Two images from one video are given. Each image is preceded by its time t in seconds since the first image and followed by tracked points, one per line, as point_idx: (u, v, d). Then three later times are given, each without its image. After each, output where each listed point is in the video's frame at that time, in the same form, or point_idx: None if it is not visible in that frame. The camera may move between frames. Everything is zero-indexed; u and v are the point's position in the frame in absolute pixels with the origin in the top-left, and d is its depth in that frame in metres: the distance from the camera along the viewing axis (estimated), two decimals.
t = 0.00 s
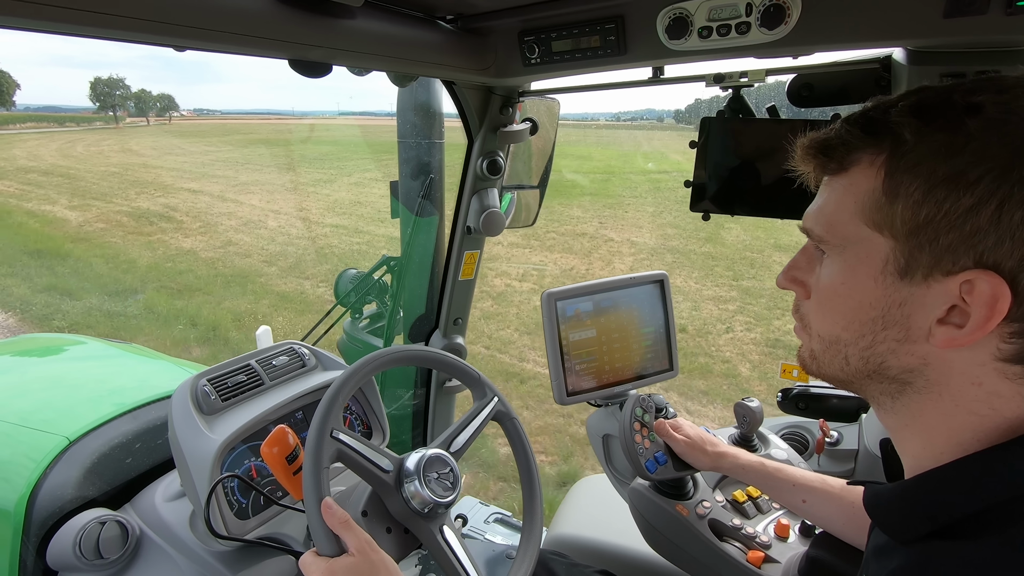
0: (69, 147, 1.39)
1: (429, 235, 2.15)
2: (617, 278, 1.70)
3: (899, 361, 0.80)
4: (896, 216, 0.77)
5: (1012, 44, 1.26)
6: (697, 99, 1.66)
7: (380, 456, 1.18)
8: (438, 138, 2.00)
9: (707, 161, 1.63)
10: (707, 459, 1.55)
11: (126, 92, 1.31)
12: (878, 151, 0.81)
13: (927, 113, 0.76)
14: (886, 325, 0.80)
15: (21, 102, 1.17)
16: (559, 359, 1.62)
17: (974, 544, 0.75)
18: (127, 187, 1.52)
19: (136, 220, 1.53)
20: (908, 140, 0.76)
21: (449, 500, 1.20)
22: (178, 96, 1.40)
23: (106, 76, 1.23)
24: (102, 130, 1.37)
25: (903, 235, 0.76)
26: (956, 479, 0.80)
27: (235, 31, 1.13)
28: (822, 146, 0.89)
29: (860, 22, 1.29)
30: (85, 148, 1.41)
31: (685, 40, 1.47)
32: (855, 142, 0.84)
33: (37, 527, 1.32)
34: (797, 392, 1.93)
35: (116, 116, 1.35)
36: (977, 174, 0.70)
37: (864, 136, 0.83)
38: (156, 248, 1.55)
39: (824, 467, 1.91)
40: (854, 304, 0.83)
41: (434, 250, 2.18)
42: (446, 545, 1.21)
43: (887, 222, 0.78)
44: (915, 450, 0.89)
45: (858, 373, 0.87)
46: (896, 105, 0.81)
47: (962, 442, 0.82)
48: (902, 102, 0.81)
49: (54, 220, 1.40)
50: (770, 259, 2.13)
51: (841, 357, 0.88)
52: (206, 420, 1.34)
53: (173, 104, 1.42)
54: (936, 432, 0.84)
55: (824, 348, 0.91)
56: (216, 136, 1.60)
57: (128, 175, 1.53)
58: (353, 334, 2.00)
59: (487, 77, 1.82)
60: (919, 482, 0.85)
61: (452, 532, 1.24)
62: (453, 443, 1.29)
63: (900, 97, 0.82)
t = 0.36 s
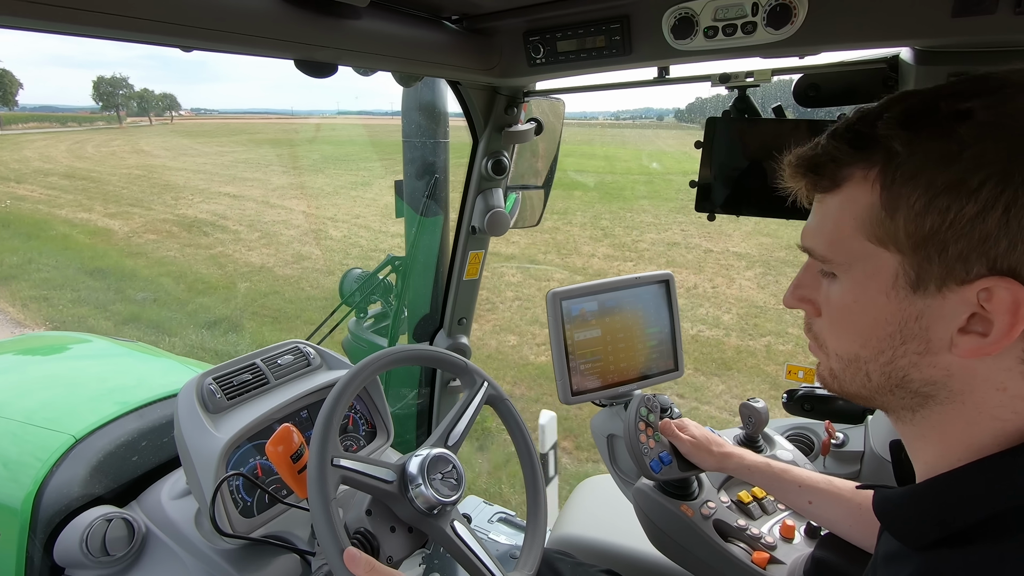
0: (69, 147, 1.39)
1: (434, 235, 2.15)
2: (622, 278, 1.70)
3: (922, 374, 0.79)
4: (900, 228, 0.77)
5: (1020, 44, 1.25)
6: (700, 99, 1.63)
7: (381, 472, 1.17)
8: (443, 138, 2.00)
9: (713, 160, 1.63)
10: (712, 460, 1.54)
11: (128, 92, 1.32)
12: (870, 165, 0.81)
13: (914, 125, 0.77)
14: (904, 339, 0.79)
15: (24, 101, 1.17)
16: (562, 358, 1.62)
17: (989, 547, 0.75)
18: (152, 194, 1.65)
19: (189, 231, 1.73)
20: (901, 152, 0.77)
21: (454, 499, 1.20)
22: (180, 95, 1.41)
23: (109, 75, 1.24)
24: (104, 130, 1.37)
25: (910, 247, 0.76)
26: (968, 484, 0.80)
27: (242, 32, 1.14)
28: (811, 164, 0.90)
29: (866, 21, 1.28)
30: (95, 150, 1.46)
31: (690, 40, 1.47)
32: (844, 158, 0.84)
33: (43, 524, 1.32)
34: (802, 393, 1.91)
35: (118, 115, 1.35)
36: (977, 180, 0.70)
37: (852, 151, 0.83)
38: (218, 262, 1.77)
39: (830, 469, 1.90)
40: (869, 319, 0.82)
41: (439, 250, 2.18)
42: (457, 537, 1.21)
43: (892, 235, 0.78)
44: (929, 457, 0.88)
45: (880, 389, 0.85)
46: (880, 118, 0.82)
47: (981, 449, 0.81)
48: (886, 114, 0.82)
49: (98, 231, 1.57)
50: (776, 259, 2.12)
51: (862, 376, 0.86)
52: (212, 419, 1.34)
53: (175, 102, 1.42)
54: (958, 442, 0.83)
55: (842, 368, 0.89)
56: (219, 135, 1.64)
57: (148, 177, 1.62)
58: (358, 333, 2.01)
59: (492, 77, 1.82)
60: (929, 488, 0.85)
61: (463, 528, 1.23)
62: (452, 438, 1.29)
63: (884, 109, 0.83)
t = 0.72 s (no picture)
0: (64, 146, 1.41)
1: (436, 234, 2.15)
2: (623, 278, 1.70)
3: (910, 390, 0.78)
4: (857, 249, 0.78)
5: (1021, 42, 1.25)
6: (698, 99, 1.66)
7: (381, 470, 1.18)
8: (445, 137, 2.00)
9: (714, 158, 1.62)
10: (712, 461, 1.54)
11: (126, 92, 1.32)
12: (816, 191, 0.83)
13: (847, 150, 0.79)
14: (885, 356, 0.79)
15: (20, 103, 1.17)
16: (563, 359, 1.62)
17: (990, 561, 0.75)
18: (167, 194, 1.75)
19: (230, 237, 1.86)
20: (841, 177, 0.79)
21: (456, 499, 1.20)
22: (177, 97, 1.41)
23: (107, 75, 1.24)
24: (101, 130, 1.37)
25: (871, 266, 0.77)
26: (970, 495, 0.79)
27: (243, 31, 1.14)
28: (762, 199, 0.92)
29: (868, 20, 1.28)
30: (98, 151, 1.49)
31: (692, 39, 1.47)
32: (791, 190, 0.86)
33: (47, 522, 1.33)
34: (804, 393, 1.91)
35: (114, 115, 1.35)
36: (916, 195, 0.71)
37: (795, 181, 0.86)
38: (259, 266, 1.90)
39: (832, 469, 1.90)
40: (848, 341, 0.83)
41: (440, 250, 2.18)
42: (458, 540, 1.21)
43: (851, 256, 0.79)
44: (930, 469, 0.87)
45: (874, 410, 0.84)
46: (817, 145, 0.84)
47: (980, 456, 0.80)
48: (822, 141, 0.84)
49: (145, 243, 1.72)
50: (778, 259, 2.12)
51: (854, 398, 0.86)
52: (214, 418, 1.35)
53: (173, 104, 1.43)
54: (956, 450, 0.82)
55: (834, 392, 0.89)
56: (218, 133, 1.65)
57: (170, 182, 1.74)
58: (360, 333, 2.02)
59: (493, 77, 1.81)
60: (934, 501, 0.84)
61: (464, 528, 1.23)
62: (454, 437, 1.29)
63: (818, 138, 0.85)
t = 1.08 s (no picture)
0: (65, 147, 1.40)
1: (434, 234, 2.15)
2: (622, 279, 1.70)
3: (880, 387, 0.79)
4: (833, 250, 0.80)
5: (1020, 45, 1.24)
6: (692, 97, 1.69)
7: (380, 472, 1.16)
8: (444, 137, 2.00)
9: (712, 160, 1.61)
10: (711, 462, 1.54)
11: (121, 90, 1.32)
12: (801, 192, 0.84)
13: (832, 152, 0.80)
14: (857, 354, 0.81)
15: (11, 101, 1.16)
16: (562, 360, 1.62)
17: (981, 561, 0.75)
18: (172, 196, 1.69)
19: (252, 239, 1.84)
20: (824, 179, 0.80)
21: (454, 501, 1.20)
22: (172, 96, 1.41)
23: (101, 74, 1.23)
24: (95, 129, 1.37)
25: (846, 267, 0.78)
26: (958, 493, 0.79)
27: (243, 32, 1.14)
28: (753, 195, 0.93)
29: (867, 23, 1.28)
30: (101, 150, 1.48)
31: (691, 41, 1.47)
32: (780, 188, 0.87)
33: (42, 524, 1.32)
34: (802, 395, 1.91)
35: (108, 115, 1.36)
36: (890, 201, 0.72)
37: (784, 180, 0.87)
38: (271, 265, 1.88)
39: (830, 471, 1.90)
40: (823, 337, 0.84)
41: (439, 251, 2.18)
42: (460, 535, 1.22)
43: (829, 256, 0.81)
44: (913, 469, 0.88)
45: (847, 404, 0.85)
46: (806, 146, 0.85)
47: (960, 457, 0.80)
48: (811, 142, 0.85)
49: (192, 250, 1.72)
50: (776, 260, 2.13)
51: (828, 391, 0.87)
52: (212, 418, 1.34)
53: (167, 103, 1.43)
54: (933, 451, 0.83)
55: (810, 385, 0.90)
56: (219, 133, 1.65)
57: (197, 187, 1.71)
58: (358, 334, 2.02)
59: (493, 78, 1.82)
60: (921, 500, 0.84)
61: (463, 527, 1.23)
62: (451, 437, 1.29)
63: (810, 139, 0.86)
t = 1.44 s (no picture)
0: (67, 148, 1.42)
1: (432, 234, 2.14)
2: (619, 278, 1.70)
3: (892, 364, 0.80)
4: (864, 225, 0.80)
5: (1016, 45, 1.26)
6: (686, 94, 1.67)
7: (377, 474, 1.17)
8: (441, 136, 1.99)
9: (710, 159, 1.62)
10: (709, 460, 1.54)
11: (116, 90, 1.31)
12: (841, 166, 0.84)
13: (879, 129, 0.80)
14: (874, 330, 0.81)
15: None
16: (560, 358, 1.62)
17: (978, 546, 0.75)
18: (200, 199, 1.73)
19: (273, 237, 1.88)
20: (866, 155, 0.80)
21: (451, 500, 1.20)
22: (167, 96, 1.40)
23: (96, 72, 1.23)
24: (90, 130, 1.36)
25: (874, 242, 0.79)
26: (966, 483, 0.79)
27: (240, 30, 1.14)
28: (792, 168, 0.93)
29: (864, 22, 1.28)
30: (105, 151, 1.52)
31: (689, 40, 1.47)
32: (820, 162, 0.87)
33: (38, 523, 1.32)
34: (799, 394, 1.92)
35: (103, 115, 1.35)
36: (927, 179, 0.73)
37: (825, 154, 0.87)
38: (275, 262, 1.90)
39: (827, 469, 1.91)
40: (842, 311, 0.85)
41: (437, 249, 2.18)
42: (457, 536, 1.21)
43: (859, 231, 0.81)
44: (922, 452, 0.88)
45: (858, 379, 0.86)
46: (853, 124, 0.85)
47: (966, 443, 0.81)
48: (859, 120, 0.85)
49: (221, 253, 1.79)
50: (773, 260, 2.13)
51: (840, 366, 0.88)
52: (209, 418, 1.34)
53: (161, 102, 1.42)
54: (940, 434, 0.83)
55: (822, 358, 0.91)
56: (218, 132, 1.65)
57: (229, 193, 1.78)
58: (356, 332, 2.02)
59: (490, 77, 1.82)
60: (927, 487, 0.84)
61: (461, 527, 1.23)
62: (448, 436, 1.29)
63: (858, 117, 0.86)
